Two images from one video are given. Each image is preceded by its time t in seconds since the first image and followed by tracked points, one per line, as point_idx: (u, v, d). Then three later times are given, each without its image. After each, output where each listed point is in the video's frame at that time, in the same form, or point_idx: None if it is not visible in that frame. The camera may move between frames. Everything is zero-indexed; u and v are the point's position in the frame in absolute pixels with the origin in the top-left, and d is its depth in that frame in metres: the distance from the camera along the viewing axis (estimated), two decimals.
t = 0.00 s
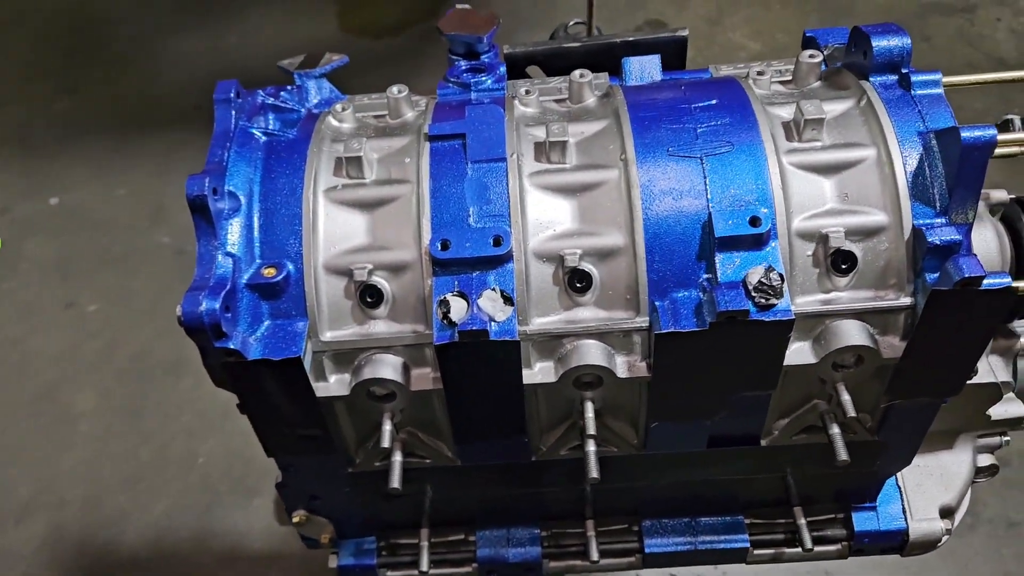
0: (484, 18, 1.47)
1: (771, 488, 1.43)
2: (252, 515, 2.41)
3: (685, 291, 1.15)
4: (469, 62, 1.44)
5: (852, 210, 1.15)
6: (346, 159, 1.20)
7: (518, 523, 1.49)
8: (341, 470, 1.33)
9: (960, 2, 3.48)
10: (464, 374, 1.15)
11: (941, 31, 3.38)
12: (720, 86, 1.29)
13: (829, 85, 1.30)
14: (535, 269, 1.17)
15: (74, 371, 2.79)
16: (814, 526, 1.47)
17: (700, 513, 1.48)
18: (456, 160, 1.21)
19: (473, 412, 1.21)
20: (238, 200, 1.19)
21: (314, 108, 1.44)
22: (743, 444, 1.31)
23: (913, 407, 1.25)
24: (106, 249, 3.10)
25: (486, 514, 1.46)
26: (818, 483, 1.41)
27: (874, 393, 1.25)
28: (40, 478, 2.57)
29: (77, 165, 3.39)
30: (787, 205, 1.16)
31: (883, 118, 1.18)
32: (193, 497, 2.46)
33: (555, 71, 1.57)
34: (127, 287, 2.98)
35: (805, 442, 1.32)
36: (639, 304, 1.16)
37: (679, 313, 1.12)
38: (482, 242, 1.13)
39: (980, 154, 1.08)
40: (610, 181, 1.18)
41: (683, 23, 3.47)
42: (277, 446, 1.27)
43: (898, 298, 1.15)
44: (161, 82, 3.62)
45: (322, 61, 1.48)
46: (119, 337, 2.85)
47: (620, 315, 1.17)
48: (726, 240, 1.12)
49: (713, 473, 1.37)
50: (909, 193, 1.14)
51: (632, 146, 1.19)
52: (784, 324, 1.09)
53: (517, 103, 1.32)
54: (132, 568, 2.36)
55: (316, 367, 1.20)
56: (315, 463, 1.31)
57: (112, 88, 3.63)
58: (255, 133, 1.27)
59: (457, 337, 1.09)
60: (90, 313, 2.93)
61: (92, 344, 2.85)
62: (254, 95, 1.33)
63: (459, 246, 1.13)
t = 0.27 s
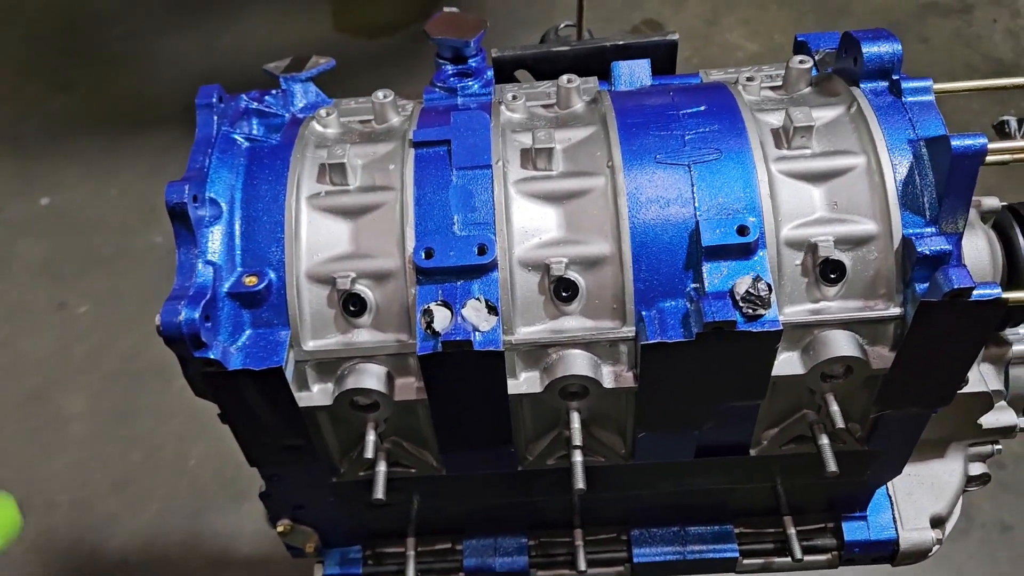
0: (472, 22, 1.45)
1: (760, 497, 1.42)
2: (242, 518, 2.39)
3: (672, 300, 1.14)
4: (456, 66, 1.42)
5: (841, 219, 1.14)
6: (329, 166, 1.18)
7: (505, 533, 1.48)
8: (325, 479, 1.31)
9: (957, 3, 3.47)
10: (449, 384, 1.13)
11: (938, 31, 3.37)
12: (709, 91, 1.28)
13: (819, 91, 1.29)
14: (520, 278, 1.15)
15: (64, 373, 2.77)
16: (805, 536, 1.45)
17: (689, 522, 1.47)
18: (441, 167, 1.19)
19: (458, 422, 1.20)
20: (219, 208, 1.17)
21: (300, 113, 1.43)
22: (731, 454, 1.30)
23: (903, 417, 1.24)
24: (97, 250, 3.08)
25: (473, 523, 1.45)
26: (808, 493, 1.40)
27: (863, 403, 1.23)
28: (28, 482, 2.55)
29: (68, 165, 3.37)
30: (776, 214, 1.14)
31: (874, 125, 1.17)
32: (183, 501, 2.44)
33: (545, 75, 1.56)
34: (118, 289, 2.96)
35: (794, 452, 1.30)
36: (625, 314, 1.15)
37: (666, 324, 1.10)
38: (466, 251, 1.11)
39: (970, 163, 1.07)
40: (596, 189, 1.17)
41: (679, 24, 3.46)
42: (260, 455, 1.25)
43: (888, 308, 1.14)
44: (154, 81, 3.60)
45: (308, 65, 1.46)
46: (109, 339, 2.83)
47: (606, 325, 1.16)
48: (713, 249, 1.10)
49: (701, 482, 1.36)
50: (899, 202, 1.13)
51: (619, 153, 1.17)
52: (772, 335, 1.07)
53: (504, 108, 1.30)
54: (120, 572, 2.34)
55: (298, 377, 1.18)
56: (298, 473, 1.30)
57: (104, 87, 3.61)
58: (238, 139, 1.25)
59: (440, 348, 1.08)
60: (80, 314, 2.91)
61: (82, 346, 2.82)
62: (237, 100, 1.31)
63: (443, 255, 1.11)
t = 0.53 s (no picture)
0: (470, 22, 1.43)
1: (763, 507, 1.39)
2: (238, 521, 2.37)
3: (674, 309, 1.11)
4: (454, 68, 1.40)
5: (847, 226, 1.11)
6: (324, 170, 1.16)
7: (504, 542, 1.46)
8: (321, 489, 1.29)
9: (960, 3, 3.44)
10: (446, 393, 1.11)
11: (941, 31, 3.35)
12: (712, 94, 1.25)
13: (824, 94, 1.26)
14: (519, 285, 1.13)
15: (59, 374, 2.75)
16: (808, 546, 1.43)
17: (690, 532, 1.45)
18: (438, 172, 1.17)
19: (456, 432, 1.17)
20: (212, 213, 1.15)
21: (296, 115, 1.40)
22: (734, 464, 1.28)
23: (909, 427, 1.22)
24: (93, 251, 3.05)
25: (471, 531, 1.42)
26: (811, 502, 1.38)
27: (868, 413, 1.21)
28: (23, 485, 2.52)
29: (64, 163, 3.34)
30: (780, 221, 1.12)
31: (880, 130, 1.15)
32: (179, 504, 2.42)
33: (545, 77, 1.53)
34: (114, 289, 2.94)
35: (798, 462, 1.28)
36: (626, 322, 1.12)
37: (668, 333, 1.08)
38: (464, 258, 1.09)
39: (979, 170, 1.04)
40: (597, 194, 1.14)
41: (681, 22, 3.43)
42: (254, 464, 1.23)
43: (894, 317, 1.11)
44: (151, 79, 3.57)
45: (304, 66, 1.44)
46: (105, 340, 2.81)
47: (607, 333, 1.13)
48: (716, 256, 1.08)
49: (703, 492, 1.33)
50: (906, 209, 1.10)
51: (620, 158, 1.15)
52: (776, 345, 1.05)
53: (503, 111, 1.27)
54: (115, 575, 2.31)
55: (292, 386, 1.16)
56: (293, 482, 1.27)
57: (101, 86, 3.58)
58: (231, 142, 1.23)
59: (437, 357, 1.06)
60: (75, 315, 2.89)
61: (77, 348, 2.80)
62: (231, 102, 1.28)
63: (440, 262, 1.09)
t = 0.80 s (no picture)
0: (482, 14, 1.41)
1: (780, 506, 1.37)
2: (243, 521, 2.34)
3: (694, 305, 1.09)
4: (466, 60, 1.37)
5: (871, 221, 1.09)
6: (336, 164, 1.14)
7: (517, 542, 1.43)
8: (332, 488, 1.27)
9: None
10: (461, 392, 1.09)
11: (948, 26, 3.32)
12: (731, 87, 1.23)
13: (845, 87, 1.24)
14: (536, 281, 1.11)
15: (61, 372, 2.72)
16: (826, 546, 1.40)
17: (705, 531, 1.42)
18: (453, 166, 1.14)
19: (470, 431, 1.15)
20: (222, 208, 1.13)
21: (305, 108, 1.38)
22: (752, 464, 1.26)
23: (931, 426, 1.20)
24: (95, 248, 3.03)
25: (483, 531, 1.40)
26: (829, 502, 1.36)
27: (890, 411, 1.19)
28: (26, 484, 2.50)
29: (66, 160, 3.31)
30: (802, 215, 1.10)
31: (904, 123, 1.12)
32: (183, 503, 2.40)
33: (557, 70, 1.51)
34: (116, 286, 2.91)
35: (817, 461, 1.26)
36: (645, 319, 1.10)
37: (688, 330, 1.06)
38: (480, 253, 1.07)
39: (1008, 163, 1.02)
40: (615, 189, 1.12)
41: (686, 18, 3.41)
42: (264, 464, 1.21)
43: (919, 313, 1.09)
44: (153, 75, 3.54)
45: (314, 59, 1.42)
46: (108, 338, 2.78)
47: (625, 330, 1.11)
48: (738, 252, 1.06)
49: (720, 491, 1.31)
50: (931, 203, 1.08)
51: (639, 152, 1.13)
52: (800, 342, 1.03)
53: (517, 104, 1.25)
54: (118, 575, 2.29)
55: (304, 384, 1.14)
56: (304, 482, 1.25)
57: (103, 82, 3.56)
58: (241, 136, 1.21)
59: (454, 354, 1.03)
60: (77, 313, 2.86)
61: (80, 346, 2.78)
62: (240, 95, 1.26)
63: (456, 258, 1.07)
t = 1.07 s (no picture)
0: (478, 9, 1.41)
1: (778, 498, 1.38)
2: (241, 518, 2.34)
3: (691, 297, 1.09)
4: (463, 55, 1.37)
5: (867, 212, 1.10)
6: (334, 158, 1.14)
7: (515, 535, 1.44)
8: (330, 482, 1.27)
9: None
10: (459, 384, 1.09)
11: (941, 23, 3.33)
12: (727, 80, 1.23)
13: (841, 79, 1.24)
14: (533, 274, 1.11)
15: (58, 371, 2.72)
16: (822, 538, 1.41)
17: (703, 524, 1.43)
18: (451, 159, 1.14)
19: (468, 423, 1.15)
20: (220, 201, 1.13)
21: (302, 103, 1.38)
22: (749, 455, 1.26)
23: (927, 416, 1.20)
24: (91, 247, 3.02)
25: (479, 525, 1.41)
26: (826, 493, 1.36)
27: (887, 401, 1.19)
28: (23, 482, 2.50)
29: (61, 159, 3.31)
30: (799, 207, 1.10)
31: (900, 114, 1.13)
32: (180, 501, 2.40)
33: (553, 65, 1.51)
34: (113, 285, 2.91)
35: (814, 453, 1.26)
36: (642, 311, 1.10)
37: (686, 321, 1.06)
38: (478, 246, 1.07)
39: (1002, 154, 1.03)
40: (612, 181, 1.12)
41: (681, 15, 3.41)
42: (262, 458, 1.21)
43: (915, 304, 1.10)
44: (148, 74, 3.54)
45: (310, 54, 1.42)
46: (104, 336, 2.78)
47: (623, 322, 1.11)
48: (734, 243, 1.06)
49: (716, 483, 1.32)
50: (927, 194, 1.08)
51: (635, 144, 1.13)
52: (797, 333, 1.03)
53: (514, 98, 1.25)
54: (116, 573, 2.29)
55: (302, 378, 1.14)
56: (301, 476, 1.25)
57: (98, 80, 3.55)
58: (238, 130, 1.21)
59: (452, 346, 1.03)
60: (74, 312, 2.86)
61: (77, 344, 2.77)
62: (237, 90, 1.26)
63: (454, 250, 1.07)
